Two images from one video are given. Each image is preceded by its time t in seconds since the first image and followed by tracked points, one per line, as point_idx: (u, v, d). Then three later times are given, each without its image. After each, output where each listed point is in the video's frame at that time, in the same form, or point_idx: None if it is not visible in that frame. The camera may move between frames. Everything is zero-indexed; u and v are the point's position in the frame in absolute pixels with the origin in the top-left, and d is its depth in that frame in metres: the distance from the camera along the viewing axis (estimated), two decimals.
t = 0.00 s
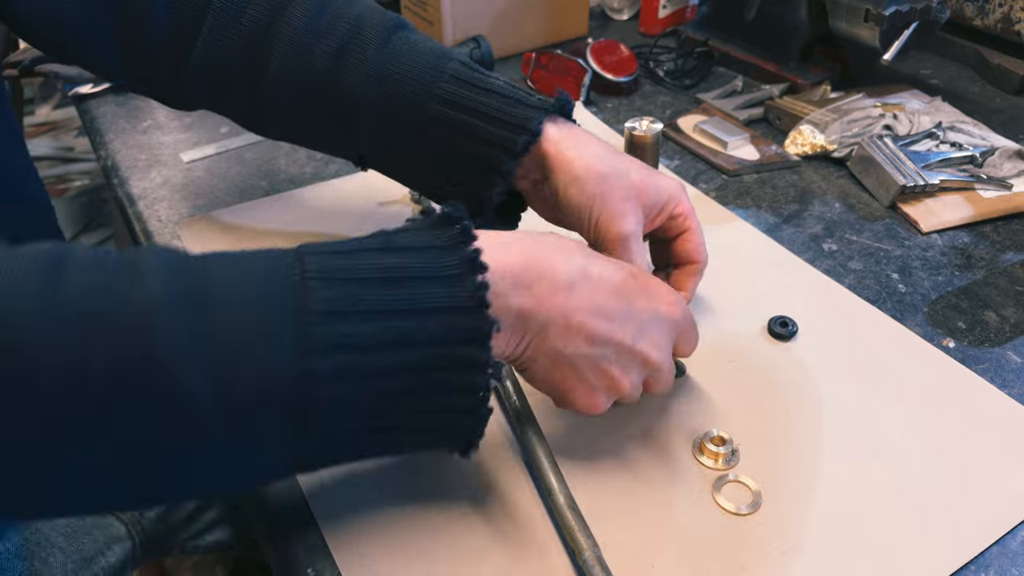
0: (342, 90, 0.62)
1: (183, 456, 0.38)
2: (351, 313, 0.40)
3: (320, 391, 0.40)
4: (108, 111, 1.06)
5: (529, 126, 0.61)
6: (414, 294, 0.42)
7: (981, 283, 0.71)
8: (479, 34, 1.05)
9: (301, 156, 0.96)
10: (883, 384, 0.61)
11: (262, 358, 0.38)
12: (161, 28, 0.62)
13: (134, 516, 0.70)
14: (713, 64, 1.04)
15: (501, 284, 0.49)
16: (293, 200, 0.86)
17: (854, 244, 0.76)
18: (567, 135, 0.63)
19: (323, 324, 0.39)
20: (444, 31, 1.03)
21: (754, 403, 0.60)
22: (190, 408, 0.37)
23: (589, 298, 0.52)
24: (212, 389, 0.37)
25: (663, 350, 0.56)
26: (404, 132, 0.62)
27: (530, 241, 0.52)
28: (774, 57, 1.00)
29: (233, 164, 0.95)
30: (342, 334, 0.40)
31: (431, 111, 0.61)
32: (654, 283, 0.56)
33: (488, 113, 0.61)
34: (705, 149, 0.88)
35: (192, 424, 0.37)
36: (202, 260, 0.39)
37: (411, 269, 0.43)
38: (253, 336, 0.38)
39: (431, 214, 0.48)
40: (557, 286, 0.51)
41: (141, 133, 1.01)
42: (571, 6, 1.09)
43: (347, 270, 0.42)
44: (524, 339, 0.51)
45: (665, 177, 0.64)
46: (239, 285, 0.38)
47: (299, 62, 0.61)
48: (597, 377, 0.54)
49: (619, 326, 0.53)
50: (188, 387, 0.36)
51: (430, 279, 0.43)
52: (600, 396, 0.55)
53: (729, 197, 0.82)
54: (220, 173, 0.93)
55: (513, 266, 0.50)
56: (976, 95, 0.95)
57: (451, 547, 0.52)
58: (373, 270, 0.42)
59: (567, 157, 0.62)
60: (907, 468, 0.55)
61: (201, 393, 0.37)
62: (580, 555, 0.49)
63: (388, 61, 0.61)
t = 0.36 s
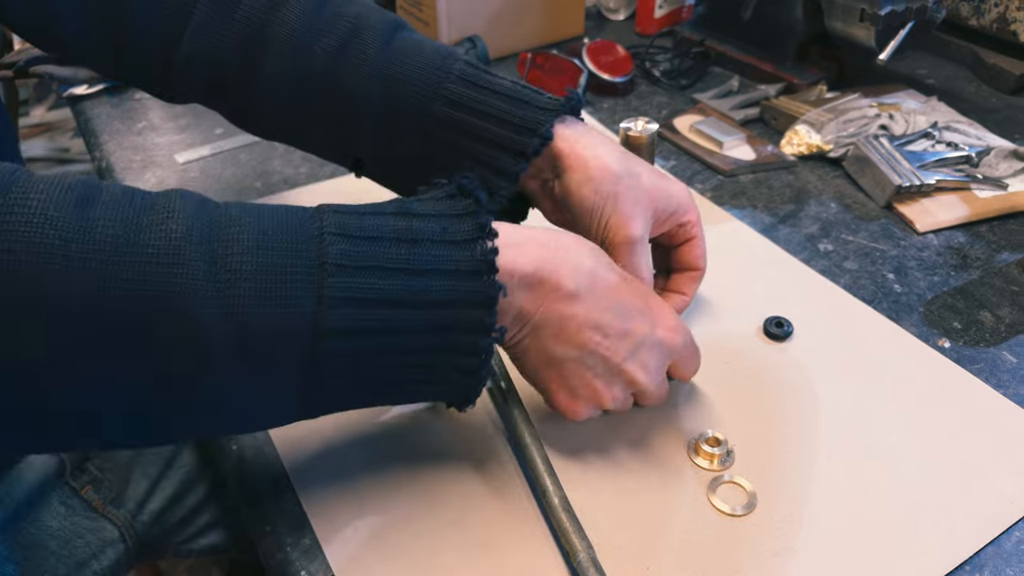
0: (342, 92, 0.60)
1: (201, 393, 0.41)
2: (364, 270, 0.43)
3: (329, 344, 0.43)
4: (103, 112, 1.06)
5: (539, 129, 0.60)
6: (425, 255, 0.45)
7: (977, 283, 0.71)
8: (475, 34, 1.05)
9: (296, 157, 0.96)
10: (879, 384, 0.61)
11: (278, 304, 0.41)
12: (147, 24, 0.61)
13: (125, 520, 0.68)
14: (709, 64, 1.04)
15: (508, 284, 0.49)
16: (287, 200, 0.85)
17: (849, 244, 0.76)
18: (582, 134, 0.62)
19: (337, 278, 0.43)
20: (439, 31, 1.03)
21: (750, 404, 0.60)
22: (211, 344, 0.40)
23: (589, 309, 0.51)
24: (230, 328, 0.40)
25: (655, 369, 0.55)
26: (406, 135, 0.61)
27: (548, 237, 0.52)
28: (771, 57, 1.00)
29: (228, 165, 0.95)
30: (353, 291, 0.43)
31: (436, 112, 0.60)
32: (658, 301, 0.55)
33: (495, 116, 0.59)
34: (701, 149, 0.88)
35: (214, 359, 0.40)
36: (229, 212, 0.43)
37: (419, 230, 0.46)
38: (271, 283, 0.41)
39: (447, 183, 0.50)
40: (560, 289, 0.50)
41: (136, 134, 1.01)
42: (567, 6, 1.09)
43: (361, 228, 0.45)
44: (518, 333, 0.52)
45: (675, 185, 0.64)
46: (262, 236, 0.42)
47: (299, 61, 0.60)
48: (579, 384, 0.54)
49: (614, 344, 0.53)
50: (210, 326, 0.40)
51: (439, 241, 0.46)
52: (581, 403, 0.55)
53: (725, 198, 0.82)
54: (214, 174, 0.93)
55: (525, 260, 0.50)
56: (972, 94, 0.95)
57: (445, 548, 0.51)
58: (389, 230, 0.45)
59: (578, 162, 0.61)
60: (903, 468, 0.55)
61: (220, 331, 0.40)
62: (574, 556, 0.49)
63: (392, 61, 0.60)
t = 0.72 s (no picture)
0: (304, 94, 0.61)
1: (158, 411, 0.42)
2: (319, 290, 0.43)
3: (285, 362, 0.43)
4: (86, 112, 1.06)
5: (496, 128, 0.60)
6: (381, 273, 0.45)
7: (960, 279, 0.71)
8: (459, 32, 1.04)
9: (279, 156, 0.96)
10: (860, 381, 0.61)
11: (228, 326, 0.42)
12: (120, 33, 0.62)
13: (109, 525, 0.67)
14: (694, 61, 1.03)
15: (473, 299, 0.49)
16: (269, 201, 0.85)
17: (833, 241, 0.75)
18: (544, 134, 0.61)
19: (290, 299, 0.43)
20: (423, 30, 1.03)
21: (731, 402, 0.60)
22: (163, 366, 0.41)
23: (557, 320, 0.51)
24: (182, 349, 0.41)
25: (627, 375, 0.55)
26: (368, 137, 0.62)
27: (515, 249, 0.51)
28: (756, 54, 1.00)
29: (211, 165, 0.94)
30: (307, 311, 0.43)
31: (396, 112, 0.61)
32: (630, 308, 0.55)
33: (453, 115, 0.60)
34: (686, 147, 0.88)
35: (167, 379, 0.41)
36: (182, 231, 0.44)
37: (378, 245, 0.46)
38: (220, 304, 0.42)
39: (411, 193, 0.49)
40: (527, 301, 0.50)
41: (119, 135, 1.00)
42: (552, 3, 1.09)
43: (318, 245, 0.45)
44: (486, 345, 0.52)
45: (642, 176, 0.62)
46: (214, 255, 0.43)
47: (261, 65, 0.61)
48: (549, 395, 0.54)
49: (585, 352, 0.52)
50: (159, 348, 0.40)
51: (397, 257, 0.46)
52: (552, 413, 0.55)
53: (709, 195, 0.82)
54: (197, 175, 0.93)
55: (490, 274, 0.49)
56: (957, 90, 0.95)
57: (423, 551, 0.51)
58: (347, 246, 0.45)
59: (544, 165, 0.60)
60: (885, 466, 0.55)
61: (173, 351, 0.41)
62: (553, 558, 0.48)
63: (352, 63, 0.61)
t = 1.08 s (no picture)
0: (234, 91, 0.62)
1: (105, 451, 0.42)
2: (258, 323, 0.44)
3: (228, 398, 0.44)
4: (53, 114, 1.04)
5: (411, 122, 0.60)
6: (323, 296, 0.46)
7: (935, 269, 0.70)
8: (433, 26, 1.03)
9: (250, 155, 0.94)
10: (833, 373, 0.60)
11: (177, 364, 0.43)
12: (69, 35, 0.63)
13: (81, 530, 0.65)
14: (670, 53, 1.03)
15: (419, 307, 0.49)
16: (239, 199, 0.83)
17: (807, 233, 0.75)
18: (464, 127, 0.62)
19: (232, 333, 0.44)
20: (396, 25, 1.02)
21: (705, 397, 0.59)
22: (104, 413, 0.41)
23: (507, 311, 0.51)
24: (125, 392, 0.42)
25: (592, 355, 0.55)
26: (296, 133, 0.62)
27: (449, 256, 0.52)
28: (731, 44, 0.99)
29: (181, 165, 0.93)
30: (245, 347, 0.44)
31: (321, 107, 0.61)
32: (579, 289, 0.55)
33: (371, 110, 0.60)
34: (661, 140, 0.87)
35: (108, 426, 0.42)
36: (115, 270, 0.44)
37: (318, 271, 0.47)
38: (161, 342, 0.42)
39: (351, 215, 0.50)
40: (474, 300, 0.51)
41: (86, 136, 0.99)
42: None
43: (255, 274, 0.46)
44: (450, 354, 0.52)
45: (589, 152, 0.62)
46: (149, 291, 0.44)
47: (192, 65, 0.62)
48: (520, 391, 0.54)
49: (547, 337, 0.52)
50: (96, 390, 0.41)
51: (332, 284, 0.47)
52: (529, 406, 0.54)
53: (684, 188, 0.81)
54: (167, 175, 0.91)
55: (433, 280, 0.50)
56: (932, 78, 0.95)
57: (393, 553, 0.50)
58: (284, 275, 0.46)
59: (489, 160, 0.61)
60: (857, 458, 0.54)
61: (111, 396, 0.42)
62: (523, 558, 0.47)
63: (280, 59, 0.62)
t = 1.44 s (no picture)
0: (291, 124, 0.60)
1: None
2: None
3: None
4: (21, 113, 1.01)
5: (488, 186, 0.58)
6: None
7: (912, 256, 0.70)
8: (407, 20, 1.02)
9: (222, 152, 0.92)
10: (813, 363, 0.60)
11: None
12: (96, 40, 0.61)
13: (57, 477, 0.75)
14: (646, 44, 1.02)
15: (63, 451, 0.39)
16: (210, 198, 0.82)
17: (785, 222, 0.75)
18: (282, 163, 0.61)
19: None
20: (369, 19, 1.00)
21: (682, 389, 0.59)
22: None
23: (124, 404, 0.39)
24: None
25: (331, 428, 0.39)
26: (359, 185, 0.60)
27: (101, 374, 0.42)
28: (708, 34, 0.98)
29: (152, 164, 0.91)
30: None
31: (384, 161, 0.59)
32: (273, 357, 0.39)
33: (439, 166, 0.58)
34: (637, 131, 0.87)
35: None
36: None
37: None
38: None
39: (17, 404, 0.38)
40: (122, 417, 0.39)
41: (55, 136, 0.96)
42: None
43: None
44: (186, 488, 0.40)
45: (674, 202, 0.59)
46: None
47: (243, 91, 0.60)
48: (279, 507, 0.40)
49: (263, 426, 0.38)
50: None
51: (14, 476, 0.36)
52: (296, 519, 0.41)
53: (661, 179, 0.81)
54: (138, 174, 0.89)
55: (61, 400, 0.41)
56: (908, 65, 0.95)
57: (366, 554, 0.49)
58: None
59: (570, 210, 0.59)
60: (836, 449, 0.54)
61: None
62: (499, 556, 0.47)
63: (342, 102, 0.59)
